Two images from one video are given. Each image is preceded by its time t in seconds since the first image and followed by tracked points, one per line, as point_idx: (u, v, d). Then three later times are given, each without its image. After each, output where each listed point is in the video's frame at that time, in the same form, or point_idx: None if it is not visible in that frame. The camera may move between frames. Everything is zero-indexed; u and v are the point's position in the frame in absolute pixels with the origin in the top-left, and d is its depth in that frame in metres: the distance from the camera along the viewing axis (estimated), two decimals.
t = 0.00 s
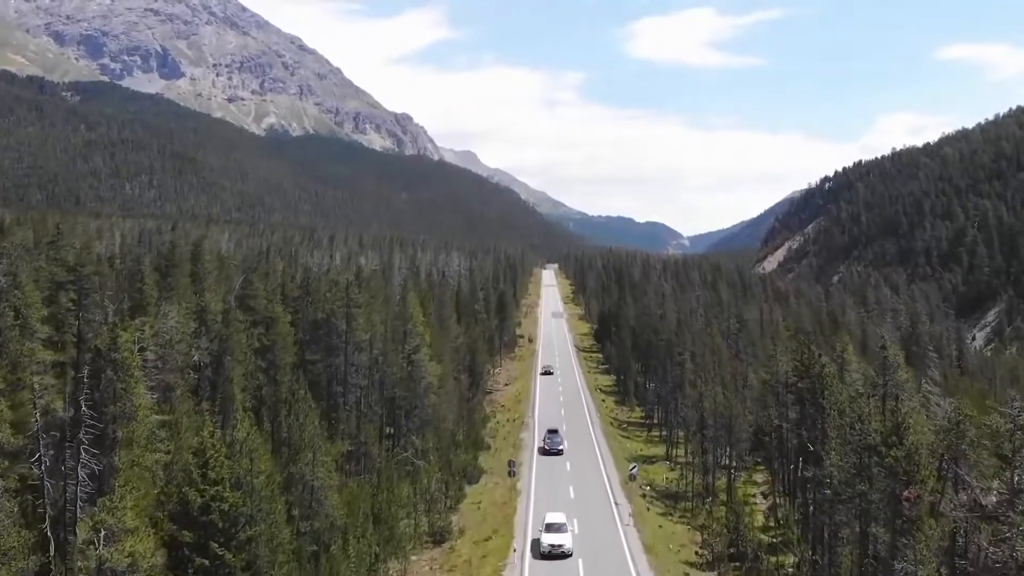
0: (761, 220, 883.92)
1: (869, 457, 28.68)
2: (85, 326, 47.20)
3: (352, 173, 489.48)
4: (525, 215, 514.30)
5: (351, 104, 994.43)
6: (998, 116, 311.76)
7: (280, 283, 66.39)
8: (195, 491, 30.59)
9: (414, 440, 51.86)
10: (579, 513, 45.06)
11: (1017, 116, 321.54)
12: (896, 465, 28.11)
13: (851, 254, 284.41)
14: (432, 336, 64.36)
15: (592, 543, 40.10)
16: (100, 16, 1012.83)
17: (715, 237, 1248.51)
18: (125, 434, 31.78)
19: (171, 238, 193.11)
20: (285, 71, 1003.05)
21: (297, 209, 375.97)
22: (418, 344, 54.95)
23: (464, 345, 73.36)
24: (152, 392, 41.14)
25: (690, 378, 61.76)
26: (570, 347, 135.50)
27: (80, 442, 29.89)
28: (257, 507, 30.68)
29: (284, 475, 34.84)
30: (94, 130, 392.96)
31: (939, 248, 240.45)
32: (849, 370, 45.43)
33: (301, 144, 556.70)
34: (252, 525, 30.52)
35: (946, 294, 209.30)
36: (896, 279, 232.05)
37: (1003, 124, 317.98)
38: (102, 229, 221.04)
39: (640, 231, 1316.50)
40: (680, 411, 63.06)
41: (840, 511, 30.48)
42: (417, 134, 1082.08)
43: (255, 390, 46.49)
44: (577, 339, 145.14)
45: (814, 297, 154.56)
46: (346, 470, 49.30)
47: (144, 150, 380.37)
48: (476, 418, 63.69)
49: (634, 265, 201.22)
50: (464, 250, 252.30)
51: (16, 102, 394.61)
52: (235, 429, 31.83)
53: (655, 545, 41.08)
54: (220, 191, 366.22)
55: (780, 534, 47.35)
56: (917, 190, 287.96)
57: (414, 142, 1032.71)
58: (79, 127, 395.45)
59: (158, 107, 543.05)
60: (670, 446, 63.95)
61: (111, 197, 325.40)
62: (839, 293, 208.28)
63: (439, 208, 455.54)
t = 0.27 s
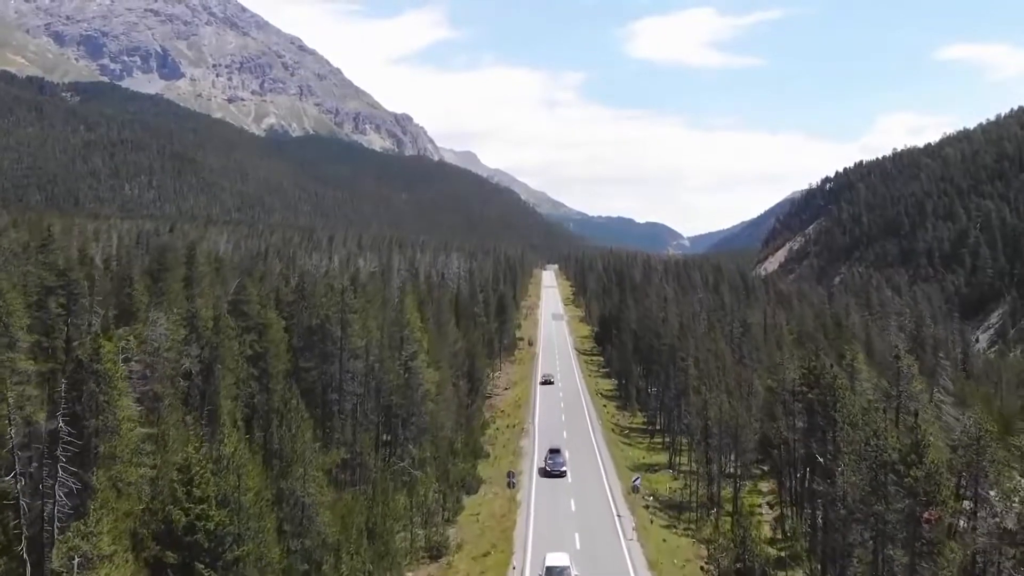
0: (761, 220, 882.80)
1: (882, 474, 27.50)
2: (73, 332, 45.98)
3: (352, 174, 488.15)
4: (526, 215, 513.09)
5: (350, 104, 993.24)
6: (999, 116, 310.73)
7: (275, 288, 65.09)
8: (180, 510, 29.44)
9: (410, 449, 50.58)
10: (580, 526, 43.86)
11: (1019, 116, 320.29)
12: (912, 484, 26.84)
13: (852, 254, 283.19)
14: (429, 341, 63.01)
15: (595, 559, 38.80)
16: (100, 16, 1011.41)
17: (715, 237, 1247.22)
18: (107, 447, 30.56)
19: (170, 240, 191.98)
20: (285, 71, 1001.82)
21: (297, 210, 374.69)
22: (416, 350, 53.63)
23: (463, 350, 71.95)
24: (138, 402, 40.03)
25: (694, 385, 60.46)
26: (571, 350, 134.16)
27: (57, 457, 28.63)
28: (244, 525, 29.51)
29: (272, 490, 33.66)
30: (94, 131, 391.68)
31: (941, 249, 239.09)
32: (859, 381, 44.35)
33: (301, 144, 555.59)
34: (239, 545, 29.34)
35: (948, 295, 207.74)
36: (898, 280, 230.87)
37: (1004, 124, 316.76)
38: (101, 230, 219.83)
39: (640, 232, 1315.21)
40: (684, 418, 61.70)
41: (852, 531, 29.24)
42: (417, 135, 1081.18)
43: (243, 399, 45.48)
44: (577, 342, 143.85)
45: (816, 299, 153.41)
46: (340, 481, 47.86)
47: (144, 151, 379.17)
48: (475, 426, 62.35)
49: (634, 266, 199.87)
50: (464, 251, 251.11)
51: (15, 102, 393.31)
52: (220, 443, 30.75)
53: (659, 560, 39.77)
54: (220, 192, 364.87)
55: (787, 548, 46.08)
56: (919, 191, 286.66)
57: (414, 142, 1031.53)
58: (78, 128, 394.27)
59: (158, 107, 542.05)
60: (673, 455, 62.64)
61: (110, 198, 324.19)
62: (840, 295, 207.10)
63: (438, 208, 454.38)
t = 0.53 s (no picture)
0: (762, 220, 881.85)
1: (901, 492, 26.31)
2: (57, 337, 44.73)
3: (352, 174, 486.84)
4: (526, 216, 511.37)
5: (350, 104, 991.89)
6: (1000, 116, 309.57)
7: (269, 292, 63.72)
8: (164, 528, 28.18)
9: (407, 458, 49.21)
10: (583, 540, 42.61)
11: (1021, 117, 319.05)
12: (934, 505, 25.45)
13: (854, 255, 281.90)
14: (426, 346, 61.57)
15: None
16: (100, 17, 1009.60)
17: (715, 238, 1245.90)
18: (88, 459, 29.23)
19: (167, 242, 190.73)
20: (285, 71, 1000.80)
21: (297, 210, 373.34)
22: (412, 356, 52.22)
23: (461, 355, 70.48)
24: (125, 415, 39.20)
25: (698, 391, 59.04)
26: (572, 353, 132.72)
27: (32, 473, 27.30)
28: (231, 545, 28.07)
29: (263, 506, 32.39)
30: (93, 132, 390.07)
31: (943, 251, 237.68)
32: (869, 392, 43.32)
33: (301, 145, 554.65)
34: (223, 566, 27.99)
35: (951, 297, 206.16)
36: (900, 282, 229.51)
37: (1006, 125, 315.59)
38: (98, 232, 218.29)
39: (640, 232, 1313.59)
40: (687, 425, 60.31)
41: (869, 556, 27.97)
42: (417, 135, 1080.14)
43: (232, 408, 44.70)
44: (577, 344, 142.54)
45: (818, 301, 152.04)
46: (335, 492, 46.49)
47: (143, 151, 377.67)
48: (473, 434, 60.90)
49: (635, 268, 198.43)
50: (463, 252, 249.69)
51: (14, 102, 391.67)
52: (204, 458, 29.40)
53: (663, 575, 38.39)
54: (220, 193, 363.67)
55: (796, 563, 44.64)
56: (920, 191, 285.32)
57: (414, 142, 1030.65)
58: (78, 128, 393.16)
59: (158, 108, 541.11)
60: (676, 463, 61.32)
61: (109, 199, 322.69)
62: (842, 296, 205.74)
63: (438, 209, 453.03)
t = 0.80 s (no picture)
0: (762, 221, 880.89)
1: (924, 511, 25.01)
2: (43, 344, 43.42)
3: (351, 175, 485.57)
4: (526, 216, 509.81)
5: (350, 104, 990.47)
6: (1002, 117, 308.32)
7: (264, 296, 62.21)
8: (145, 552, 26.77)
9: (404, 469, 47.85)
10: (586, 554, 41.22)
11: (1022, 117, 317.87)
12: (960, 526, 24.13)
13: (855, 256, 280.46)
14: (424, 352, 60.08)
15: None
16: (100, 17, 1007.74)
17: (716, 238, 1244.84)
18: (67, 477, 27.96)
19: (165, 243, 189.53)
20: (285, 72, 999.55)
21: (296, 210, 372.06)
22: (410, 363, 50.82)
23: (460, 359, 69.02)
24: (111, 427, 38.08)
25: (702, 398, 57.73)
26: (572, 355, 131.35)
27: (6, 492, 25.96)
28: (216, 568, 26.98)
29: (252, 524, 31.16)
30: (92, 132, 388.43)
31: (945, 252, 236.43)
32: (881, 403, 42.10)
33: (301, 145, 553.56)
34: None
35: (954, 298, 204.58)
36: (902, 283, 228.17)
37: (1007, 125, 314.39)
38: (96, 233, 216.67)
39: (640, 233, 1312.06)
40: (691, 433, 59.02)
41: None
42: (417, 136, 1078.71)
43: (222, 417, 43.64)
44: (577, 347, 141.24)
45: (820, 303, 150.64)
46: (329, 503, 45.11)
47: (143, 152, 376.06)
48: (471, 442, 59.55)
49: (636, 269, 196.92)
50: (463, 253, 248.07)
51: (13, 103, 389.98)
52: (189, 475, 28.23)
53: None
54: (219, 193, 362.41)
55: None
56: (921, 192, 284.13)
57: (414, 143, 1029.52)
58: (78, 129, 391.86)
59: (158, 108, 539.97)
60: (680, 472, 59.98)
61: (108, 200, 321.22)
62: (844, 298, 204.40)
63: (438, 210, 451.69)
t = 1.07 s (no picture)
0: (763, 221, 879.02)
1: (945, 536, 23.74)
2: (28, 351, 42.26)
3: (351, 175, 484.16)
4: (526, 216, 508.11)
5: (350, 105, 988.67)
6: (1005, 117, 306.76)
7: (257, 301, 60.74)
8: None
9: (400, 479, 46.52)
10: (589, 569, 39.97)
11: None
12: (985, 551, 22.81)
13: (857, 257, 278.99)
14: (421, 358, 58.66)
15: None
16: (100, 17, 1006.51)
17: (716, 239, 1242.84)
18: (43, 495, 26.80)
19: (162, 244, 188.25)
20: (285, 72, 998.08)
21: (296, 211, 370.57)
22: (407, 370, 49.40)
23: (459, 365, 67.44)
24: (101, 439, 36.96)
25: (707, 406, 56.35)
26: (573, 358, 129.71)
27: None
28: None
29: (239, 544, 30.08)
30: (92, 133, 387.12)
31: (948, 253, 234.97)
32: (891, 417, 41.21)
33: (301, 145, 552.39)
34: None
35: (957, 300, 202.92)
36: (904, 284, 226.77)
37: (1010, 125, 312.67)
38: (94, 235, 215.28)
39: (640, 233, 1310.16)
40: (695, 441, 57.72)
41: None
42: (417, 136, 1076.73)
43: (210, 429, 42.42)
44: (578, 349, 139.70)
45: (823, 305, 148.87)
46: (323, 515, 43.94)
47: (142, 152, 374.60)
48: (470, 450, 58.23)
49: (637, 271, 195.26)
50: (463, 254, 246.37)
51: (12, 103, 388.60)
52: (173, 494, 27.11)
53: None
54: (218, 194, 361.07)
55: None
56: (923, 192, 282.52)
57: (414, 143, 1028.02)
58: (77, 129, 390.68)
59: (158, 108, 538.84)
60: (683, 481, 58.66)
61: (108, 200, 320.14)
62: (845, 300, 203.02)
63: (438, 210, 450.04)
